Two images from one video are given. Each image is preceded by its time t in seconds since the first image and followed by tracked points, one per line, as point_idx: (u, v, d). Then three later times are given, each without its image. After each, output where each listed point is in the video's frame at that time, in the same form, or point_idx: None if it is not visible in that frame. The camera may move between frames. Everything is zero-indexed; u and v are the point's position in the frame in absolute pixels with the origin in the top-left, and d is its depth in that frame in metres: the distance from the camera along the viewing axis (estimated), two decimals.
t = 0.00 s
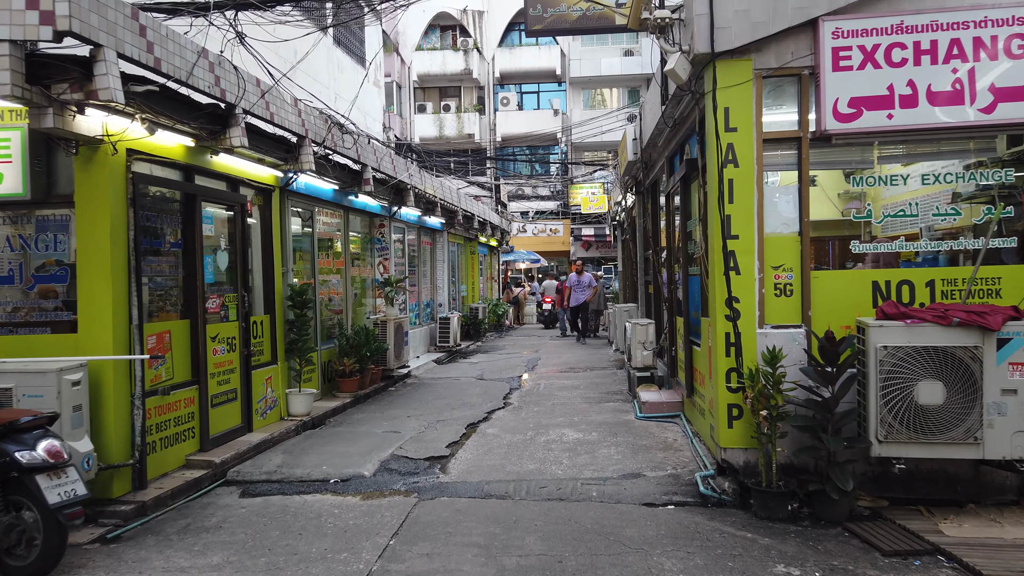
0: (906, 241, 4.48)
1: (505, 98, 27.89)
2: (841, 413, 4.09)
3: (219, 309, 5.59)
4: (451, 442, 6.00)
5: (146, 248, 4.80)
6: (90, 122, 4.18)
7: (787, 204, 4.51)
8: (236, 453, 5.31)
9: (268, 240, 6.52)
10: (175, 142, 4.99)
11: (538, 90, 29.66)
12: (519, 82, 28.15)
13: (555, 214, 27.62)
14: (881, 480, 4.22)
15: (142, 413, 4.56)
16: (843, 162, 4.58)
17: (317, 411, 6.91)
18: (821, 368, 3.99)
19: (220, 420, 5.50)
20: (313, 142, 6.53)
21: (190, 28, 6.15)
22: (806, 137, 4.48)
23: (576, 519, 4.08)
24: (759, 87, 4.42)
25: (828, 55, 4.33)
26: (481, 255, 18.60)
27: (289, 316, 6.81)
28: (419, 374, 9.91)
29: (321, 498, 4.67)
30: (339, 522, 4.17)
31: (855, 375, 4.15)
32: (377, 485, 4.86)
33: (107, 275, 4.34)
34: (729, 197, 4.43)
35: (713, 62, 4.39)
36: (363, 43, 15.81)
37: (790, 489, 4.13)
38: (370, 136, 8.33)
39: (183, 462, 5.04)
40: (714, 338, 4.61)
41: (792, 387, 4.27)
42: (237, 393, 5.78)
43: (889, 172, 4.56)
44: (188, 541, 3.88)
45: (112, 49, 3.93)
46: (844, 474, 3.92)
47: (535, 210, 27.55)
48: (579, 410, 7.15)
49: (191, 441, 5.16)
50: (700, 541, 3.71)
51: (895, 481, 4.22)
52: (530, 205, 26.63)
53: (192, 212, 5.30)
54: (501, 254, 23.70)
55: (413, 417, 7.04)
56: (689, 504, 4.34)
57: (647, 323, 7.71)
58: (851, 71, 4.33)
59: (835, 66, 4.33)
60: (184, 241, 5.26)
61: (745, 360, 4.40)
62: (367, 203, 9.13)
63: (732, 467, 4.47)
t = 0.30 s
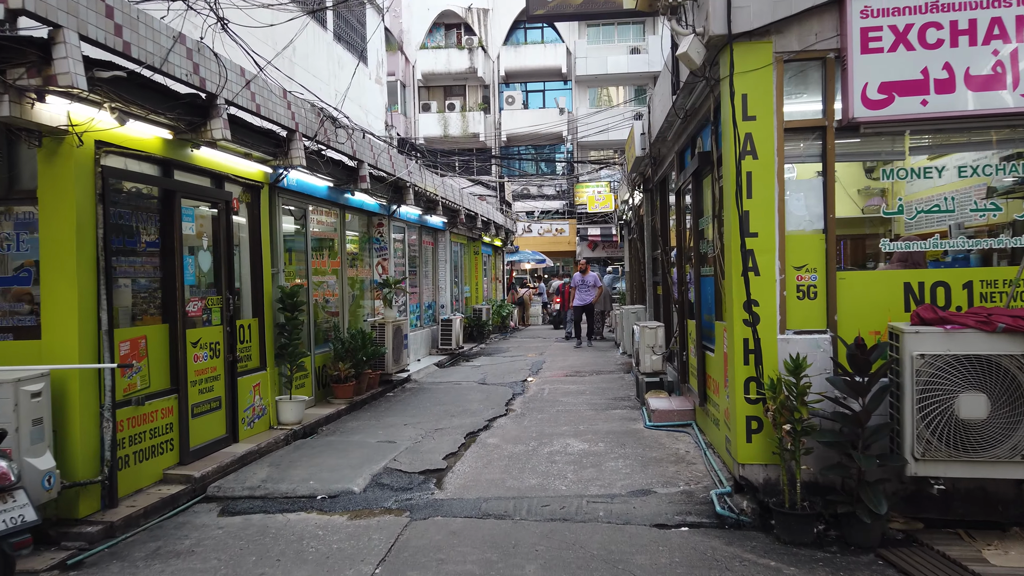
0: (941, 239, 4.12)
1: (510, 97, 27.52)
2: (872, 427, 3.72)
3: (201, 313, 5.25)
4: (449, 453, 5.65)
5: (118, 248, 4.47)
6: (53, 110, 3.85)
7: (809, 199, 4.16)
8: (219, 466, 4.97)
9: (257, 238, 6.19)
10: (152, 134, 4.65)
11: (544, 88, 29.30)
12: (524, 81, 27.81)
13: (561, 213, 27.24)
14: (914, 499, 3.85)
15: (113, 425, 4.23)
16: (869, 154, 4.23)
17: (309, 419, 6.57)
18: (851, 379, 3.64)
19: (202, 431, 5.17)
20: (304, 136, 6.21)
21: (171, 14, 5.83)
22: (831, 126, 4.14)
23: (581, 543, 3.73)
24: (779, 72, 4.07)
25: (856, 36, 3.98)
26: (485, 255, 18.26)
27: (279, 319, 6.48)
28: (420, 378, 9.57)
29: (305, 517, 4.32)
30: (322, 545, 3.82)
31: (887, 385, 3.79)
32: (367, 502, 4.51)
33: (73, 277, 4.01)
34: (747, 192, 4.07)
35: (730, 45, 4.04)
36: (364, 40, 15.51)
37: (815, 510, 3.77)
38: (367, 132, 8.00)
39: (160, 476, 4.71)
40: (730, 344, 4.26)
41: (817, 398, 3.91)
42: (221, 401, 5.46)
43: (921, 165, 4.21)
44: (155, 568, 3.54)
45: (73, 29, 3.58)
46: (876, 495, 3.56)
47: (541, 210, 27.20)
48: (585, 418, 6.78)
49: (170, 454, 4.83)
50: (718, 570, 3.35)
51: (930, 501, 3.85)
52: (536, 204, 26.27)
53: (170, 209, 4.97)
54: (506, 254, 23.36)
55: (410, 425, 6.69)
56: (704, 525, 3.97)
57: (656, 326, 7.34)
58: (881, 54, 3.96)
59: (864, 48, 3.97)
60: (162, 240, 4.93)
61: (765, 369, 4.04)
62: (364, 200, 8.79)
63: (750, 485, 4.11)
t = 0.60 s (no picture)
0: (981, 236, 3.76)
1: (515, 96, 27.18)
2: (912, 445, 3.35)
3: (182, 317, 4.92)
4: (447, 466, 5.30)
5: (86, 247, 4.13)
6: (9, 97, 3.50)
7: (839, 193, 3.80)
8: (199, 482, 4.63)
9: (245, 237, 5.86)
10: (125, 125, 4.32)
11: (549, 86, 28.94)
12: (529, 79, 27.50)
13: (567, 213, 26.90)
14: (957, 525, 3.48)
15: (79, 440, 3.90)
16: (909, 142, 3.88)
17: (301, 428, 6.23)
18: (888, 392, 3.28)
19: (182, 443, 4.83)
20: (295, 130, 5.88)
21: None
22: (863, 113, 3.77)
23: (589, 574, 3.36)
24: (805, 53, 3.70)
25: (891, 13, 3.62)
26: (489, 255, 17.91)
27: (270, 322, 6.14)
28: (420, 383, 9.22)
29: (288, 539, 3.98)
30: (303, 574, 3.47)
31: (927, 398, 3.42)
32: (356, 523, 4.16)
33: (33, 281, 3.67)
34: (770, 185, 3.71)
35: (751, 23, 3.68)
36: (365, 35, 15.20)
37: (847, 536, 3.41)
38: (363, 126, 7.66)
39: (134, 494, 4.37)
40: (751, 352, 3.90)
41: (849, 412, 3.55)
42: (205, 411, 5.12)
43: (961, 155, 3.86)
44: None
45: (28, 5, 3.23)
46: (917, 522, 3.20)
47: (546, 209, 26.84)
48: (591, 426, 6.43)
49: (145, 469, 4.49)
50: None
51: (974, 527, 3.48)
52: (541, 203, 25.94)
53: (147, 205, 4.63)
54: (511, 254, 23.01)
55: (407, 434, 6.35)
56: (723, 552, 3.60)
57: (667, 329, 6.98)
58: (919, 33, 3.62)
59: (900, 27, 3.62)
60: (138, 238, 4.59)
61: (790, 380, 3.68)
62: (361, 198, 8.46)
63: (774, 507, 3.75)
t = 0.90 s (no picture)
0: None
1: (526, 92, 26.82)
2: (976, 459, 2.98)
3: (171, 316, 4.60)
4: (455, 475, 4.95)
5: (64, 239, 3.82)
6: None
7: (887, 178, 3.44)
8: (188, 492, 4.31)
9: (242, 231, 5.54)
10: (107, 108, 4.02)
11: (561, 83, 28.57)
12: (541, 76, 27.16)
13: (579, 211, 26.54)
14: None
15: (55, 449, 3.58)
16: (964, 123, 3.52)
17: (302, 432, 5.91)
18: (949, 400, 2.92)
19: (172, 451, 4.51)
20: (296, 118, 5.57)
21: None
22: (915, 90, 3.42)
23: None
24: (851, 23, 3.34)
25: None
26: (500, 253, 17.57)
27: (269, 321, 5.82)
28: (428, 385, 8.89)
29: (282, 557, 3.64)
30: None
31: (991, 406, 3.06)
32: (356, 539, 3.81)
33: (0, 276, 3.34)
34: (811, 170, 3.35)
35: None
36: (374, 29, 14.88)
37: (902, 561, 3.04)
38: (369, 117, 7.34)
39: (119, 506, 4.05)
40: (789, 355, 3.54)
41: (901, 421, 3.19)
42: (197, 416, 4.80)
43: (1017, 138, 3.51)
44: None
45: None
46: (985, 547, 2.83)
47: (558, 207, 26.48)
48: (608, 432, 6.06)
49: (130, 480, 4.17)
50: None
51: None
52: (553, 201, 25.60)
53: (132, 195, 4.31)
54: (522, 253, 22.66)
55: (413, 440, 6.01)
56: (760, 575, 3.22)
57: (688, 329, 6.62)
58: None
59: None
60: (122, 230, 4.28)
61: (834, 386, 3.32)
62: (367, 193, 8.14)
63: (816, 526, 3.39)
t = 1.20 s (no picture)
0: None
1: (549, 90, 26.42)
2: None
3: (170, 321, 4.33)
4: (471, 491, 4.63)
5: (49, 241, 3.55)
6: None
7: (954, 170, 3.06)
8: (186, 511, 4.03)
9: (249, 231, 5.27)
10: (98, 100, 3.75)
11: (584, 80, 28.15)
12: (564, 73, 26.79)
13: (603, 209, 26.12)
14: None
15: (38, 468, 3.30)
16: None
17: (312, 442, 5.63)
18: None
19: (169, 465, 4.24)
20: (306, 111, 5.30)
21: None
22: (987, 69, 3.05)
23: None
24: None
25: None
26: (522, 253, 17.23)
27: (277, 325, 5.55)
28: (447, 390, 8.58)
29: None
30: None
31: None
32: (362, 566, 3.50)
33: None
34: (868, 162, 2.97)
35: None
36: (393, 25, 14.59)
37: None
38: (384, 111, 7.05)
39: (111, 525, 3.79)
40: (842, 368, 3.16)
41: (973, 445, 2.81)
42: (197, 427, 4.53)
43: None
44: None
45: None
46: None
47: (581, 206, 26.08)
48: (635, 444, 5.70)
49: (123, 497, 3.90)
50: None
51: None
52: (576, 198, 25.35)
53: (126, 193, 4.04)
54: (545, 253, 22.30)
55: (429, 451, 5.70)
56: None
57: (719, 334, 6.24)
58: None
59: None
60: (116, 231, 4.01)
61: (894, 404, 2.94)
62: (383, 190, 7.86)
63: (872, 561, 3.02)
